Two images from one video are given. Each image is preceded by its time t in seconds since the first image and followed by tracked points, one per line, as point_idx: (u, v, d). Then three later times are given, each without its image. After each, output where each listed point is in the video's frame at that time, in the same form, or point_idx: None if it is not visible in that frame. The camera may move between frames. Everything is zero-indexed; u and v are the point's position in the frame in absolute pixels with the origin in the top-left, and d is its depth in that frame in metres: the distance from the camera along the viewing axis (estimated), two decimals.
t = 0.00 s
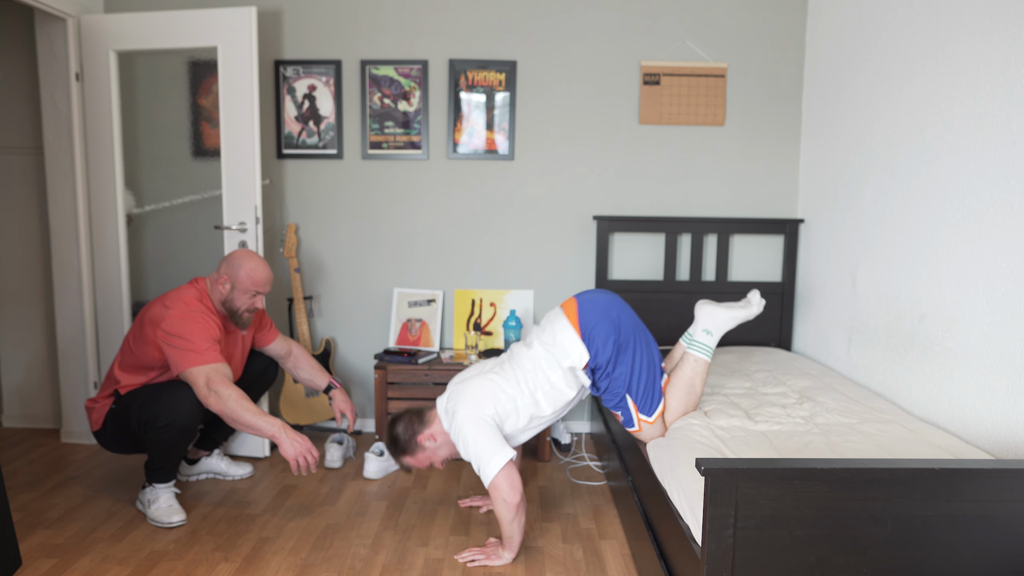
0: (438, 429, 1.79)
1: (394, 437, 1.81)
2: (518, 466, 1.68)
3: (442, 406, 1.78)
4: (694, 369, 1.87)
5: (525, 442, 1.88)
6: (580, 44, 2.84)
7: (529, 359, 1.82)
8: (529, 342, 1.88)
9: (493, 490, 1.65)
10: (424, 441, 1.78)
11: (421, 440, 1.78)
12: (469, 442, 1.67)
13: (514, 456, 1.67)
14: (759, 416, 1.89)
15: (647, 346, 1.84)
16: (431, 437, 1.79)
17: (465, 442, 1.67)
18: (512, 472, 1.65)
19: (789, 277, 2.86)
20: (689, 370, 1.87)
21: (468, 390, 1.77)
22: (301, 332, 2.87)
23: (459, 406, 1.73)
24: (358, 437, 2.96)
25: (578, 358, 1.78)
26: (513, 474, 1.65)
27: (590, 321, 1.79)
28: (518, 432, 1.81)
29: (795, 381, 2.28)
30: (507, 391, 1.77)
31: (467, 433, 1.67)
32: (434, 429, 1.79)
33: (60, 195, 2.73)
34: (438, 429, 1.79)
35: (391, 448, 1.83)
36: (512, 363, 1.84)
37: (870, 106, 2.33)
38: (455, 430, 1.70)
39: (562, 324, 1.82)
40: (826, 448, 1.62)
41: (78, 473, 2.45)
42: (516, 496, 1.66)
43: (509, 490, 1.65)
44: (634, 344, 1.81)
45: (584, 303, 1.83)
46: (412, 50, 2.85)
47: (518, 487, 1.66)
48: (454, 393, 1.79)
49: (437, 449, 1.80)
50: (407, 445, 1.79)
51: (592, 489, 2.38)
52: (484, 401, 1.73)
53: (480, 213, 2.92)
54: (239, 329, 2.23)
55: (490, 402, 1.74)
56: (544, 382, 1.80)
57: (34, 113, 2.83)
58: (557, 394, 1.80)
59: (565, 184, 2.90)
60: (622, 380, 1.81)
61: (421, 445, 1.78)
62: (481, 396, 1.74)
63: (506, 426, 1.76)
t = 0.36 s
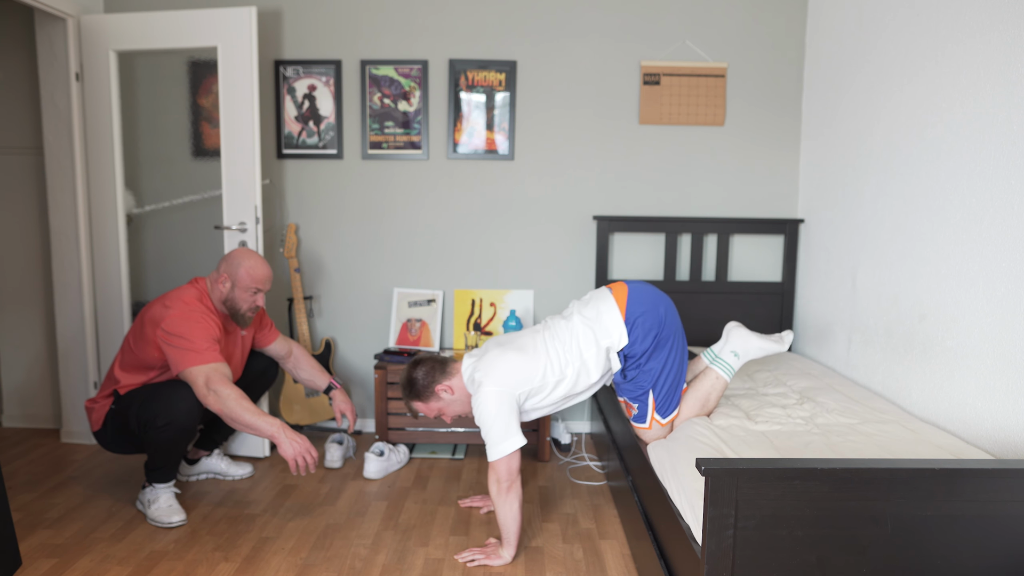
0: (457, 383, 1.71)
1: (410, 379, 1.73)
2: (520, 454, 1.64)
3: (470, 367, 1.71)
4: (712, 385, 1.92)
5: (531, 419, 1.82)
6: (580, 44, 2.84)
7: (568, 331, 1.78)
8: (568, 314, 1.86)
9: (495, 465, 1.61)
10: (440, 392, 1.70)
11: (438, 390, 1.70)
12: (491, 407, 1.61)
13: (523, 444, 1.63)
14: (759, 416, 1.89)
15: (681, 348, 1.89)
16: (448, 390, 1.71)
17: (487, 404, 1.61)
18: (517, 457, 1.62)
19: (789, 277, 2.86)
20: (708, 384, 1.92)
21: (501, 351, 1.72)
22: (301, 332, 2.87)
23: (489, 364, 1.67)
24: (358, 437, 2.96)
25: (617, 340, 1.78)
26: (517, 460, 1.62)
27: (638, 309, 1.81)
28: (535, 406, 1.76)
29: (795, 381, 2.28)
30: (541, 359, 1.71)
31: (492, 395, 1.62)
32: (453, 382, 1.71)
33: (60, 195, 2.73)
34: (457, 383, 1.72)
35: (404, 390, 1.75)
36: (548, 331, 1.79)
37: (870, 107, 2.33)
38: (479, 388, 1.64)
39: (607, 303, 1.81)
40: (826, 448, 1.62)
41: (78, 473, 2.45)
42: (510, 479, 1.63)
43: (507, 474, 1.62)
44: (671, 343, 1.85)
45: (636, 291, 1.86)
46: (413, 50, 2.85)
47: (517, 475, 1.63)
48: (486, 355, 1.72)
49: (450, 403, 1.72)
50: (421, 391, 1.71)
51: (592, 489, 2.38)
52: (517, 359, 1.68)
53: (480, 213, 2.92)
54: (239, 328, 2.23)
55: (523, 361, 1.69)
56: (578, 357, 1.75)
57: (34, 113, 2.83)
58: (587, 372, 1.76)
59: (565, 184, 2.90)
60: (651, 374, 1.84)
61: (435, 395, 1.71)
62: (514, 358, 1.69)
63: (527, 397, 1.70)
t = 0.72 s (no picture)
0: (458, 388, 1.73)
1: (412, 387, 1.75)
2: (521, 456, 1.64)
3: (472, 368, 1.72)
4: (712, 385, 1.92)
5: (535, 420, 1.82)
6: (580, 44, 2.84)
7: (567, 329, 1.79)
8: (567, 313, 1.86)
9: (496, 468, 1.61)
10: (441, 397, 1.72)
11: (439, 395, 1.72)
12: (491, 407, 1.62)
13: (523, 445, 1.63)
14: (760, 417, 1.89)
15: (680, 348, 1.89)
16: (450, 395, 1.73)
17: (488, 405, 1.62)
18: (517, 460, 1.62)
19: (789, 277, 2.86)
20: (708, 384, 1.92)
21: (501, 353, 1.73)
22: (301, 332, 2.87)
23: (489, 365, 1.68)
24: (358, 437, 2.96)
25: (616, 337, 1.78)
26: (517, 464, 1.62)
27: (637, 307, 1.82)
28: (538, 407, 1.76)
29: (795, 381, 2.28)
30: (541, 357, 1.72)
31: (493, 396, 1.62)
32: (454, 386, 1.74)
33: (60, 195, 2.73)
34: (458, 388, 1.74)
35: (405, 398, 1.77)
36: (548, 331, 1.80)
37: (870, 107, 2.33)
38: (480, 389, 1.64)
39: (606, 301, 1.82)
40: (826, 448, 1.62)
41: (78, 473, 2.44)
42: (512, 481, 1.63)
43: (509, 478, 1.62)
44: (671, 342, 1.85)
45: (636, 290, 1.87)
46: (413, 50, 2.85)
47: (519, 478, 1.64)
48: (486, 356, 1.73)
49: (453, 408, 1.74)
50: (423, 397, 1.73)
51: (592, 489, 2.38)
52: (516, 360, 1.69)
53: (480, 213, 2.92)
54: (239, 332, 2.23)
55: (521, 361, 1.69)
56: (578, 355, 1.75)
57: (34, 113, 2.83)
58: (588, 370, 1.76)
59: (565, 184, 2.90)
60: (650, 372, 1.84)
61: (437, 400, 1.72)
62: (514, 358, 1.69)
63: (528, 398, 1.70)
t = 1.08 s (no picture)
0: (442, 455, 1.79)
1: (399, 465, 1.81)
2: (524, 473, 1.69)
3: (440, 430, 1.81)
4: (696, 369, 1.87)
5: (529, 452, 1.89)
6: (580, 44, 2.84)
7: (520, 374, 1.83)
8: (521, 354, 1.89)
9: (502, 501, 1.67)
10: (428, 467, 1.78)
11: (426, 465, 1.78)
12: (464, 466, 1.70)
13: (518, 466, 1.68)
14: (760, 416, 1.89)
15: (639, 350, 1.82)
16: (435, 463, 1.79)
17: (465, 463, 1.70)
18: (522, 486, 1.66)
19: (789, 277, 2.86)
20: (692, 368, 1.87)
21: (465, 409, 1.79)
22: (301, 332, 2.87)
23: (456, 425, 1.76)
24: (358, 437, 2.96)
25: (568, 369, 1.77)
26: (522, 481, 1.66)
27: (576, 333, 1.78)
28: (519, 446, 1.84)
29: (794, 381, 2.28)
30: (499, 410, 1.78)
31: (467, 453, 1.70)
32: (437, 454, 1.79)
33: (59, 195, 2.73)
34: (442, 454, 1.79)
35: (398, 476, 1.83)
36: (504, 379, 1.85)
37: (870, 107, 2.32)
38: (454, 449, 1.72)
39: (550, 338, 1.81)
40: (826, 448, 1.62)
41: (78, 473, 2.45)
42: (527, 501, 1.65)
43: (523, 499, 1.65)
44: (625, 349, 1.79)
45: (571, 313, 1.82)
46: (412, 50, 2.85)
47: (530, 494, 1.66)
48: (450, 416, 1.82)
49: (443, 474, 1.80)
50: (412, 472, 1.79)
51: (592, 489, 2.38)
52: (477, 416, 1.76)
53: (481, 213, 2.92)
54: (239, 332, 2.23)
55: (483, 416, 1.76)
56: (536, 396, 1.79)
57: (34, 113, 2.83)
58: (551, 404, 1.80)
59: (565, 184, 2.90)
60: (615, 387, 1.80)
61: (426, 470, 1.79)
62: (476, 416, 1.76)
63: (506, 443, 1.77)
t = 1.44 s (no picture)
0: (439, 492, 1.83)
1: (400, 505, 1.87)
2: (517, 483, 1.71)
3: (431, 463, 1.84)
4: (678, 357, 1.83)
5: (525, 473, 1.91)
6: (580, 43, 2.84)
7: (499, 403, 1.85)
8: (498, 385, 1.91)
9: (500, 513, 1.69)
10: (428, 506, 1.83)
11: (426, 505, 1.83)
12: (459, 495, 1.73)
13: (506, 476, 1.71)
14: (759, 416, 1.89)
15: (612, 356, 1.78)
16: (434, 502, 1.83)
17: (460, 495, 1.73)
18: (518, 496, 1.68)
19: (789, 276, 2.86)
20: (675, 357, 1.83)
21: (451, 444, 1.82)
22: (301, 332, 2.87)
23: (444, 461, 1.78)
24: (358, 437, 2.96)
25: (545, 393, 1.80)
26: (514, 489, 1.69)
27: (545, 352, 1.77)
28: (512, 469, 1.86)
29: (795, 381, 2.28)
30: (484, 438, 1.81)
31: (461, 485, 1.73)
32: (434, 493, 1.83)
33: (59, 195, 2.73)
34: (440, 492, 1.83)
35: (401, 516, 1.89)
36: (485, 411, 1.87)
37: (870, 107, 2.32)
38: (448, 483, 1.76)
39: (521, 365, 1.83)
40: (826, 447, 1.62)
41: (78, 473, 2.44)
42: (524, 509, 1.68)
43: (521, 506, 1.68)
44: (597, 357, 1.75)
45: (537, 333, 1.81)
46: (412, 50, 2.85)
47: (527, 499, 1.69)
48: (437, 448, 1.85)
49: (444, 510, 1.84)
50: (414, 513, 1.84)
51: (592, 489, 2.38)
52: (463, 447, 1.79)
53: (481, 213, 2.92)
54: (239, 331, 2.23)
55: (469, 447, 1.79)
56: (519, 422, 1.82)
57: (34, 113, 2.83)
58: (535, 427, 1.83)
59: (565, 184, 2.90)
60: (595, 397, 1.76)
61: (427, 510, 1.83)
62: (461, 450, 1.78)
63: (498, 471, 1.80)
